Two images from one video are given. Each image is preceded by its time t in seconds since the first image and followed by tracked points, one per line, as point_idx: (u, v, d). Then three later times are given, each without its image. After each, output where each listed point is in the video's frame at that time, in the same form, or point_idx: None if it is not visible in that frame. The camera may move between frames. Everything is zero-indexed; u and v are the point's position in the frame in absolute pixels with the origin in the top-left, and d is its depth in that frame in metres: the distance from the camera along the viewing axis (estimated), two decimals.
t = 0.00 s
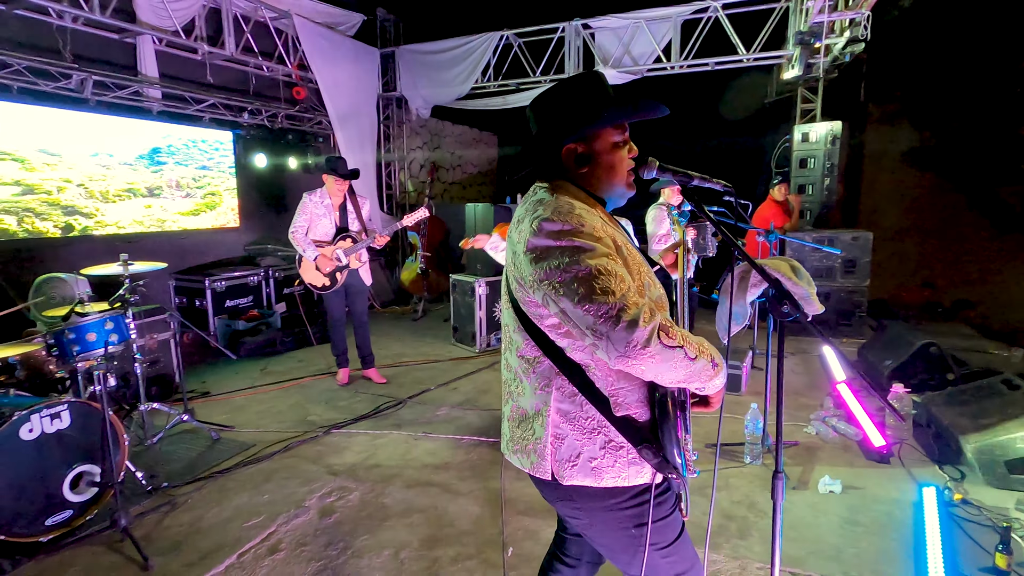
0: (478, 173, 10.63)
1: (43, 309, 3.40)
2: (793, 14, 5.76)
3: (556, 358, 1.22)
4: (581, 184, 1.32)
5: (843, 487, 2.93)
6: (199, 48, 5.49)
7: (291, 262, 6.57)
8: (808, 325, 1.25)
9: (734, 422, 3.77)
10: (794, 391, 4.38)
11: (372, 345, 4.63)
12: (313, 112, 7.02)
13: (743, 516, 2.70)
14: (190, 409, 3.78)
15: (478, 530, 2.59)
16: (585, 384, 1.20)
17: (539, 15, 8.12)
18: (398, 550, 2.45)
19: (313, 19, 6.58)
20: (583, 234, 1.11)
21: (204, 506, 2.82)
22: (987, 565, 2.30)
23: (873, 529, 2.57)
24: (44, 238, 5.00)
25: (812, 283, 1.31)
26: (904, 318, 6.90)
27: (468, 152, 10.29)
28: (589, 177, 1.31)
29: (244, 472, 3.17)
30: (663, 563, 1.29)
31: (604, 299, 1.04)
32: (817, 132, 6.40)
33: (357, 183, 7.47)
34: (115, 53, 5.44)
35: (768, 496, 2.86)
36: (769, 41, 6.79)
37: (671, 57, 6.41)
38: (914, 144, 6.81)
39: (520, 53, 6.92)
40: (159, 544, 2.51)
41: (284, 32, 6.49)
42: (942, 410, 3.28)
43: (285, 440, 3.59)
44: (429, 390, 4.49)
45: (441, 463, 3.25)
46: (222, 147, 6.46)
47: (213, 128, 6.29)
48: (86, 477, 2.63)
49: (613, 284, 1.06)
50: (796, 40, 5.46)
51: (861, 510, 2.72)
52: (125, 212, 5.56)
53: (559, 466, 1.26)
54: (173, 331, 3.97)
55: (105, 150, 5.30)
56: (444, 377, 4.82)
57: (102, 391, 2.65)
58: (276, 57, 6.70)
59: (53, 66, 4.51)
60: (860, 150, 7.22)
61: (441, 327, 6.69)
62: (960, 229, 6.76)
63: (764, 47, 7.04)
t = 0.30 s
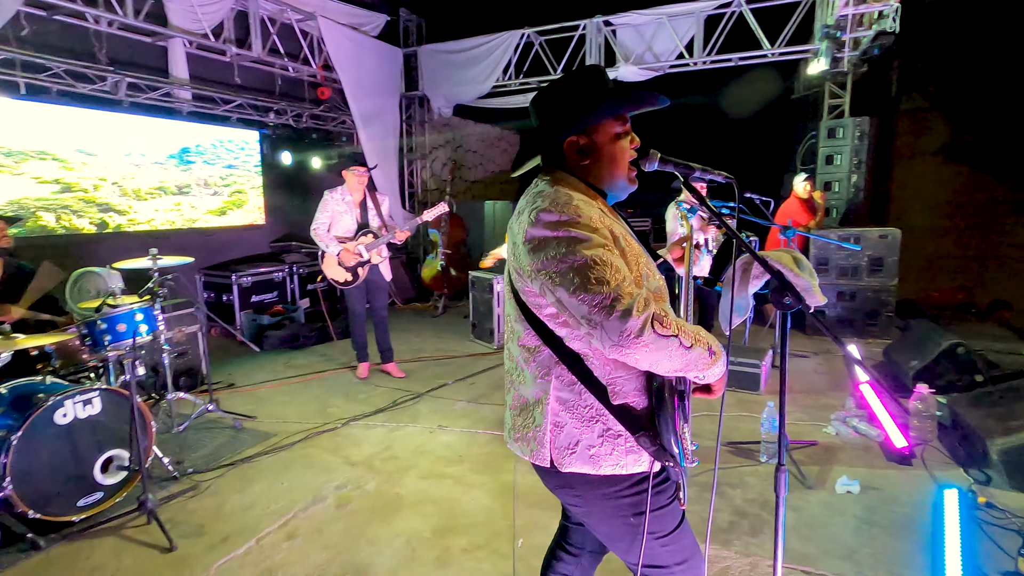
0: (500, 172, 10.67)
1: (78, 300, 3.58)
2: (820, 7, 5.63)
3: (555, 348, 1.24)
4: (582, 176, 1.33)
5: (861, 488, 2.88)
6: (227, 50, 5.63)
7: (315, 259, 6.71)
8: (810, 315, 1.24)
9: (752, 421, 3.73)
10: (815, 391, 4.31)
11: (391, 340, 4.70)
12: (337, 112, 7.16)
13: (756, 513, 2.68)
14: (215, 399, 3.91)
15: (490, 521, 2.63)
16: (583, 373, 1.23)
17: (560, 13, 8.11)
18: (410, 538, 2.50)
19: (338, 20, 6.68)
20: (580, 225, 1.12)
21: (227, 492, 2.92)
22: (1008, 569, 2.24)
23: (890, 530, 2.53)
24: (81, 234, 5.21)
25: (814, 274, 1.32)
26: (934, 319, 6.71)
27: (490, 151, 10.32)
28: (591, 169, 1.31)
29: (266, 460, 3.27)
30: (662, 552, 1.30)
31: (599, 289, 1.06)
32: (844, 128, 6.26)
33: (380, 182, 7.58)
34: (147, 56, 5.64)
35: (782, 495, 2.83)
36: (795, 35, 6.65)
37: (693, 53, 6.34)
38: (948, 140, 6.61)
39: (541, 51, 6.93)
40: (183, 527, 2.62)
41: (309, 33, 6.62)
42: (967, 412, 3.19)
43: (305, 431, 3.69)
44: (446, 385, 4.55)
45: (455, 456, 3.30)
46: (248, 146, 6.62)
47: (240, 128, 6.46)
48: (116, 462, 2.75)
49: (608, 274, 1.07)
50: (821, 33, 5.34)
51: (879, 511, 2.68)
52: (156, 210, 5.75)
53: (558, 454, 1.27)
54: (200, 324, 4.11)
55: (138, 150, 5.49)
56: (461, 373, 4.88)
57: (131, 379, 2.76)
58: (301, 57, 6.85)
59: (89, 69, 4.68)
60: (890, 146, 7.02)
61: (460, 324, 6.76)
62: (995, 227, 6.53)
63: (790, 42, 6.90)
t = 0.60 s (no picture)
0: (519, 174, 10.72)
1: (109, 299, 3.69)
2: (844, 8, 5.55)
3: (562, 347, 1.27)
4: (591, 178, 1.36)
5: (880, 494, 2.84)
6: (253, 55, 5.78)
7: (336, 260, 6.82)
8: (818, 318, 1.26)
9: (769, 426, 3.70)
10: (835, 396, 4.25)
11: (409, 340, 4.77)
12: (359, 115, 7.28)
13: (771, 518, 2.67)
14: (239, 396, 4.01)
15: (503, 520, 2.66)
16: (590, 372, 1.25)
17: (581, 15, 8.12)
18: (425, 535, 2.54)
19: (360, 25, 6.79)
20: (587, 228, 1.15)
21: (248, 485, 3.01)
22: None
23: (909, 538, 2.49)
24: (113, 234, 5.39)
25: (822, 278, 1.32)
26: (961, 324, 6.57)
27: (509, 153, 10.37)
28: (599, 171, 1.34)
29: (286, 455, 3.35)
30: (667, 551, 1.31)
31: (603, 290, 1.09)
32: (868, 129, 6.14)
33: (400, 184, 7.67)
34: (177, 62, 5.82)
35: (799, 500, 2.80)
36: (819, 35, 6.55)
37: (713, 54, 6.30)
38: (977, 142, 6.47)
39: (560, 54, 6.96)
40: (206, 518, 2.70)
41: (333, 38, 6.75)
42: (993, 419, 3.12)
43: (324, 428, 3.77)
44: (463, 386, 4.60)
45: (470, 454, 3.34)
46: (272, 149, 6.78)
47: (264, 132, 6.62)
48: (144, 454, 2.85)
49: (613, 276, 1.10)
50: (845, 33, 5.25)
51: (897, 518, 2.64)
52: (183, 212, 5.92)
53: (565, 451, 1.30)
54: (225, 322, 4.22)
55: (167, 153, 5.66)
56: (478, 373, 4.92)
57: (159, 375, 2.87)
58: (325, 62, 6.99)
59: (123, 75, 4.85)
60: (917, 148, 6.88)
61: (478, 324, 6.81)
62: None
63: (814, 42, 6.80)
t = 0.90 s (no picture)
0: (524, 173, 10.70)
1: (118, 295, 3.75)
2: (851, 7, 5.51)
3: (546, 335, 1.28)
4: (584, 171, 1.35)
5: (882, 496, 2.84)
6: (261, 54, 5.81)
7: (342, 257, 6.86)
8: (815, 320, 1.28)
9: (772, 426, 3.70)
10: (838, 397, 4.24)
11: (413, 337, 4.79)
12: (365, 113, 7.31)
13: (771, 517, 2.68)
14: (245, 392, 4.06)
15: (504, 517, 2.69)
16: (569, 361, 1.26)
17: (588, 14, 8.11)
18: (427, 531, 2.57)
19: (368, 24, 6.81)
20: (583, 218, 1.17)
21: (254, 480, 3.05)
22: None
23: (909, 539, 2.49)
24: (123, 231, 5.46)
25: (819, 280, 1.34)
26: (968, 326, 6.53)
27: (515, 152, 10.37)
28: (593, 165, 1.33)
29: (291, 451, 3.39)
30: (630, 545, 1.34)
31: (589, 279, 1.11)
32: (876, 129, 6.09)
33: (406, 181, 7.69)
34: (186, 61, 5.87)
35: (800, 500, 2.80)
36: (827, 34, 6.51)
37: (721, 53, 6.27)
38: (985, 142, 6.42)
39: (567, 52, 6.95)
40: (212, 512, 2.74)
41: (340, 37, 6.78)
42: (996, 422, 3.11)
43: (328, 424, 3.81)
44: (467, 383, 4.62)
45: (473, 452, 3.37)
46: (279, 148, 6.82)
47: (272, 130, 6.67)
48: (151, 448, 2.89)
49: (601, 267, 1.11)
50: (852, 33, 5.21)
51: (898, 520, 2.64)
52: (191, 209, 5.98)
53: (537, 437, 1.32)
54: (231, 319, 4.27)
55: (176, 151, 5.72)
56: (482, 371, 4.95)
57: (166, 370, 2.91)
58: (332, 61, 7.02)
59: (132, 74, 4.89)
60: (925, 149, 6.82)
61: (483, 322, 6.84)
62: None
63: (822, 41, 6.75)
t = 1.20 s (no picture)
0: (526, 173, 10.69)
1: (123, 297, 3.78)
2: (853, 7, 5.50)
3: (520, 329, 1.27)
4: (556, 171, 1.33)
5: (884, 497, 2.84)
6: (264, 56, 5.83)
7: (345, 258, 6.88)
8: (814, 321, 1.26)
9: (774, 427, 3.69)
10: (841, 397, 4.23)
11: (415, 338, 4.80)
12: (368, 115, 7.33)
13: (773, 519, 2.67)
14: (248, 393, 4.08)
15: (506, 518, 2.69)
16: (539, 354, 1.24)
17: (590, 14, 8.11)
18: (428, 532, 2.58)
19: (370, 26, 6.82)
20: (552, 209, 1.15)
21: (257, 481, 3.06)
22: None
23: (912, 541, 2.49)
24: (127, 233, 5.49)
25: (817, 283, 1.35)
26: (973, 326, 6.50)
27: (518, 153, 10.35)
28: (567, 161, 1.30)
29: (294, 452, 3.40)
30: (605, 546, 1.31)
31: (553, 268, 1.09)
32: (879, 129, 6.08)
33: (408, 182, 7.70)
34: (190, 64, 5.91)
35: (802, 502, 2.80)
36: (829, 34, 6.50)
37: (723, 54, 6.27)
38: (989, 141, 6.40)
39: (569, 53, 6.96)
40: (215, 513, 2.76)
41: (343, 39, 6.80)
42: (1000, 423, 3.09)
43: (331, 425, 3.82)
44: (469, 384, 4.63)
45: (474, 452, 3.37)
46: (282, 150, 6.85)
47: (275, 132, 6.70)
48: (154, 449, 2.91)
49: (565, 256, 1.09)
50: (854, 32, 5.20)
51: (901, 522, 2.63)
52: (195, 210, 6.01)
53: (510, 430, 1.31)
54: (234, 321, 4.30)
55: (180, 153, 5.75)
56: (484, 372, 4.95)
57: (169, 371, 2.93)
58: (335, 62, 7.05)
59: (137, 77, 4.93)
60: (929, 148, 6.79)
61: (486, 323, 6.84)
62: None
63: (824, 41, 6.73)
